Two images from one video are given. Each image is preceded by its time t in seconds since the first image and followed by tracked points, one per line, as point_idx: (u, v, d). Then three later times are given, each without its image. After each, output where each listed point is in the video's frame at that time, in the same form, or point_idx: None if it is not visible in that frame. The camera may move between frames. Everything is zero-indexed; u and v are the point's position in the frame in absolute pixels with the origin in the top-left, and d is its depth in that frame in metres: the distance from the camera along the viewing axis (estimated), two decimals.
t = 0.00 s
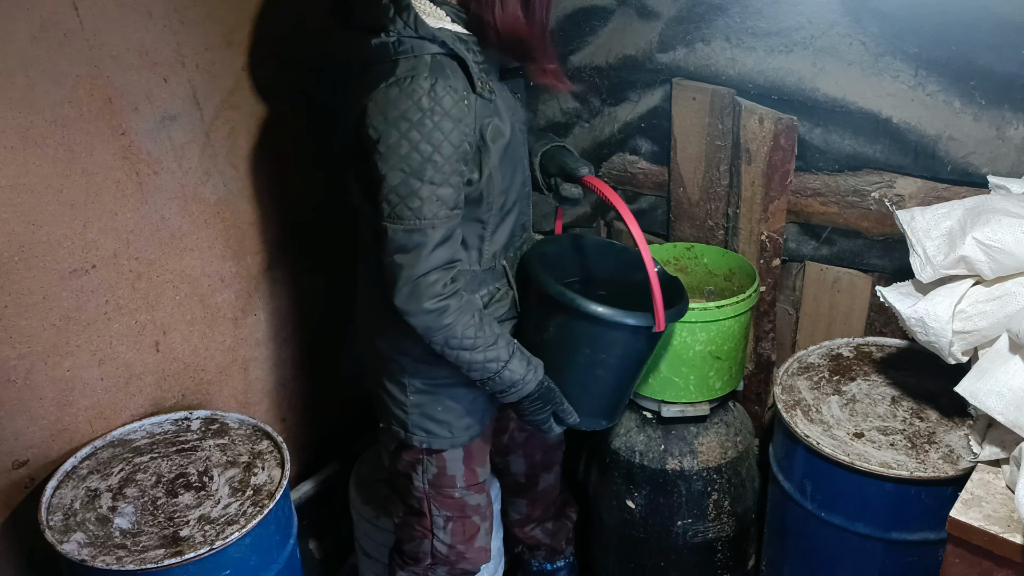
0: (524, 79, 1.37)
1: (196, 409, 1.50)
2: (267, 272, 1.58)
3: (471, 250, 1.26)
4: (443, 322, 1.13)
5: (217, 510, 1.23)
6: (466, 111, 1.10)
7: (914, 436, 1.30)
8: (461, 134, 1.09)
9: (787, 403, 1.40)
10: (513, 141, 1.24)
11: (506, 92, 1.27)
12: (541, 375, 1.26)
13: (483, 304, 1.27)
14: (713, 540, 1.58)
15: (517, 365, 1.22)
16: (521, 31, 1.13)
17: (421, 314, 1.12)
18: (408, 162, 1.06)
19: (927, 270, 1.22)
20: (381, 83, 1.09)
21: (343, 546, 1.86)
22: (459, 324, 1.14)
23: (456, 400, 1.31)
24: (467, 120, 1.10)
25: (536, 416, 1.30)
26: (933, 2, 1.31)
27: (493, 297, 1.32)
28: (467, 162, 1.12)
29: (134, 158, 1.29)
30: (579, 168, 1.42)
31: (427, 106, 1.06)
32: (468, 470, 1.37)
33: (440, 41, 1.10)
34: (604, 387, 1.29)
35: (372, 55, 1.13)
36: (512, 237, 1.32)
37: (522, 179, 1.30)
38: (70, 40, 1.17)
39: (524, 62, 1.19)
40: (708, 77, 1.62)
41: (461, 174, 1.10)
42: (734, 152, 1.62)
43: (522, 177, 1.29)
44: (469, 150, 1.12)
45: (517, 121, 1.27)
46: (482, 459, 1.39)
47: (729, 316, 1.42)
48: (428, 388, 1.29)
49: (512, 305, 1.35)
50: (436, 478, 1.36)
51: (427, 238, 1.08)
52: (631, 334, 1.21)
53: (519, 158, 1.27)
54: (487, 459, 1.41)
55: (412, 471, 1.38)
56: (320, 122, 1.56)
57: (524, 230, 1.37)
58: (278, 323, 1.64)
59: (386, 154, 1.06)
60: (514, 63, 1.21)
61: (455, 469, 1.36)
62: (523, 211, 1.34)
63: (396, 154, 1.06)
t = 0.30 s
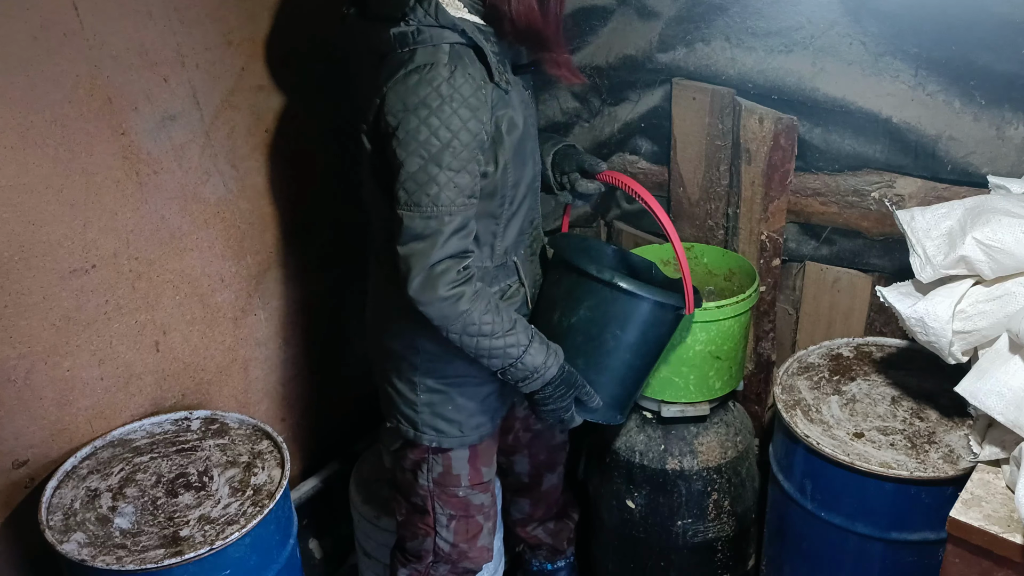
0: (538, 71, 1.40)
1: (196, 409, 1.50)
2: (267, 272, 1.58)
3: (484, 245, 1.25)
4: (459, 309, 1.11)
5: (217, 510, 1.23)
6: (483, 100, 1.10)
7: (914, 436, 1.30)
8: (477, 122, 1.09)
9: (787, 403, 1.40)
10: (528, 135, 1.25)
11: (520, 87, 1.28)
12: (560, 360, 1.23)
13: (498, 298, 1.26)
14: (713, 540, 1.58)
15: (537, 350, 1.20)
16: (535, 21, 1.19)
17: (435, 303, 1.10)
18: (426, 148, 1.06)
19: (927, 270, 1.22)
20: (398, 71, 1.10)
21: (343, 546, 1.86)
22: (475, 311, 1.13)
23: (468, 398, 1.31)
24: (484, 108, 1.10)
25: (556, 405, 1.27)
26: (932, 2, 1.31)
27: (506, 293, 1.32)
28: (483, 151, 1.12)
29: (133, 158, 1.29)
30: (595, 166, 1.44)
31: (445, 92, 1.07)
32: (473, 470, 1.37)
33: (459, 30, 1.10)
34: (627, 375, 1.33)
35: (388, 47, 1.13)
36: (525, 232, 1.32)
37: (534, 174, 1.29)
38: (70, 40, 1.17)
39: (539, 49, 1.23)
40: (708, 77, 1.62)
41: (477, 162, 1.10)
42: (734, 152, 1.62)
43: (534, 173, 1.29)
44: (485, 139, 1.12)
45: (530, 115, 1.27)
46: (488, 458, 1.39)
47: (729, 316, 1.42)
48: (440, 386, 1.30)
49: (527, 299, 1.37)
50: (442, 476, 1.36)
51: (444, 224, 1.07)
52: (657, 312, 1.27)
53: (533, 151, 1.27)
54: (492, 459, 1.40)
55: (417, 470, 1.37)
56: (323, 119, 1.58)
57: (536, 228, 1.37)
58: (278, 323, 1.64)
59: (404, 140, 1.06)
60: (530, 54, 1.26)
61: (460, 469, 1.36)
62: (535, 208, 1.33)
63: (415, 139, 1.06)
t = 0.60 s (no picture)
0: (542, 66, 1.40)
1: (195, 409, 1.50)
2: (267, 272, 1.58)
3: (487, 241, 1.25)
4: (457, 297, 1.10)
5: (217, 510, 1.23)
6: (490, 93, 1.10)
7: (914, 436, 1.30)
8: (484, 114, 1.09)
9: (787, 403, 1.40)
10: (533, 132, 1.25)
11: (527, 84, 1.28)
12: (561, 348, 1.22)
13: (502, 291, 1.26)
14: (713, 540, 1.58)
15: (537, 338, 1.19)
16: (544, 14, 1.20)
17: (433, 291, 1.09)
18: (431, 137, 1.06)
19: (927, 270, 1.22)
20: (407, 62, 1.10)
21: (343, 546, 1.86)
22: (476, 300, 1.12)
23: (471, 397, 1.31)
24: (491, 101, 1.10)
25: (557, 394, 1.26)
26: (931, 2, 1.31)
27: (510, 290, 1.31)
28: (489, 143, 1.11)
29: (133, 158, 1.29)
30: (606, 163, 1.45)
31: (452, 83, 1.07)
32: (474, 469, 1.37)
33: (468, 23, 1.11)
34: (635, 365, 1.33)
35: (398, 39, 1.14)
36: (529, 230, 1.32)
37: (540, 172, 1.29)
38: (70, 39, 1.17)
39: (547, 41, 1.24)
40: (708, 77, 1.62)
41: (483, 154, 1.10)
42: (734, 152, 1.62)
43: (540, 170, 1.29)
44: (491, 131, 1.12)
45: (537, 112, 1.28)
46: (490, 458, 1.39)
47: (729, 316, 1.42)
48: (443, 385, 1.29)
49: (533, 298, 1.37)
50: (443, 475, 1.36)
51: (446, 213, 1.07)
52: (665, 301, 1.28)
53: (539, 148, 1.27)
54: (494, 459, 1.40)
55: (418, 468, 1.37)
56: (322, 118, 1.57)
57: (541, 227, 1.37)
58: (277, 323, 1.64)
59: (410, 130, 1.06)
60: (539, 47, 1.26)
61: (461, 468, 1.35)
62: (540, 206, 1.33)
63: (421, 128, 1.06)
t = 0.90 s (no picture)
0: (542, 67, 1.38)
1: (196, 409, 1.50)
2: (267, 272, 1.58)
3: (487, 240, 1.24)
4: (451, 292, 1.10)
5: (217, 510, 1.23)
6: (492, 90, 1.10)
7: (914, 436, 1.30)
8: (486, 112, 1.09)
9: (788, 403, 1.40)
10: (536, 132, 1.25)
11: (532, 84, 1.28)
12: (559, 343, 1.22)
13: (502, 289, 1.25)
14: (713, 540, 1.58)
15: (534, 331, 1.19)
16: (550, 14, 1.19)
17: (426, 285, 1.09)
18: (432, 133, 1.06)
19: (927, 270, 1.22)
20: (411, 59, 1.10)
21: (343, 546, 1.86)
22: (471, 295, 1.12)
23: (470, 396, 1.31)
24: (493, 99, 1.10)
25: (556, 389, 1.26)
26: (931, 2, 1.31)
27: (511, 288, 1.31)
28: (490, 141, 1.11)
29: (133, 158, 1.29)
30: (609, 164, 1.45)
31: (455, 80, 1.07)
32: (473, 469, 1.37)
33: (475, 22, 1.12)
34: (636, 365, 1.33)
35: (401, 35, 1.14)
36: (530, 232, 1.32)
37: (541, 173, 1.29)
38: (70, 40, 1.17)
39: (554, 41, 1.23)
40: (708, 77, 1.62)
41: (484, 151, 1.10)
42: (734, 152, 1.62)
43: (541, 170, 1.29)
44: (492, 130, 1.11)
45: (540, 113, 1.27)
46: (488, 458, 1.39)
47: (729, 316, 1.42)
48: (441, 386, 1.29)
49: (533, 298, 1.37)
50: (441, 475, 1.36)
51: (444, 208, 1.07)
52: (668, 299, 1.28)
53: (540, 150, 1.26)
54: (493, 459, 1.40)
55: (416, 468, 1.37)
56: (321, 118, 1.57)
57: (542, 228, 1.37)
58: (278, 323, 1.64)
59: (411, 126, 1.06)
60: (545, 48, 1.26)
61: (460, 468, 1.35)
62: (540, 206, 1.33)
63: (422, 124, 1.06)
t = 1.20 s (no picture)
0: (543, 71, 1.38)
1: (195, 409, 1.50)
2: (267, 272, 1.58)
3: (487, 241, 1.24)
4: (448, 290, 1.10)
5: (217, 510, 1.23)
6: (493, 91, 1.10)
7: (914, 436, 1.30)
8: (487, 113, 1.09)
9: (788, 403, 1.40)
10: (537, 134, 1.25)
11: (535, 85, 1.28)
12: (560, 340, 1.22)
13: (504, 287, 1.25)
14: (713, 540, 1.58)
15: (533, 328, 1.19)
16: (552, 14, 1.19)
17: (423, 284, 1.09)
18: (432, 133, 1.06)
19: (927, 270, 1.22)
20: (414, 59, 1.10)
21: (343, 546, 1.86)
22: (469, 293, 1.12)
23: (469, 397, 1.31)
24: (494, 100, 1.10)
25: (558, 383, 1.26)
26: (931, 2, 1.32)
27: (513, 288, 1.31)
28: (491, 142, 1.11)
29: (133, 158, 1.29)
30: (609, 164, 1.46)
31: (456, 80, 1.07)
32: (472, 470, 1.37)
33: (478, 22, 1.12)
34: (639, 362, 1.33)
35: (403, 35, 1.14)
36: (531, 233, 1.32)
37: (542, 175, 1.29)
38: (70, 40, 1.17)
39: (557, 43, 1.23)
40: (708, 77, 1.62)
41: (484, 152, 1.10)
42: (734, 152, 1.62)
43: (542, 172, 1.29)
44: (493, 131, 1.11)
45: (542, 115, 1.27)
46: (488, 459, 1.39)
47: (729, 316, 1.42)
48: (440, 386, 1.29)
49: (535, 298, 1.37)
50: (441, 475, 1.36)
51: (442, 208, 1.07)
52: (672, 294, 1.28)
53: (541, 152, 1.26)
54: (493, 460, 1.40)
55: (416, 468, 1.37)
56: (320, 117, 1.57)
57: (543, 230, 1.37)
58: (278, 323, 1.64)
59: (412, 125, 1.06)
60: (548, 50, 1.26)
61: (459, 469, 1.35)
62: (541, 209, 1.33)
63: (423, 124, 1.06)
